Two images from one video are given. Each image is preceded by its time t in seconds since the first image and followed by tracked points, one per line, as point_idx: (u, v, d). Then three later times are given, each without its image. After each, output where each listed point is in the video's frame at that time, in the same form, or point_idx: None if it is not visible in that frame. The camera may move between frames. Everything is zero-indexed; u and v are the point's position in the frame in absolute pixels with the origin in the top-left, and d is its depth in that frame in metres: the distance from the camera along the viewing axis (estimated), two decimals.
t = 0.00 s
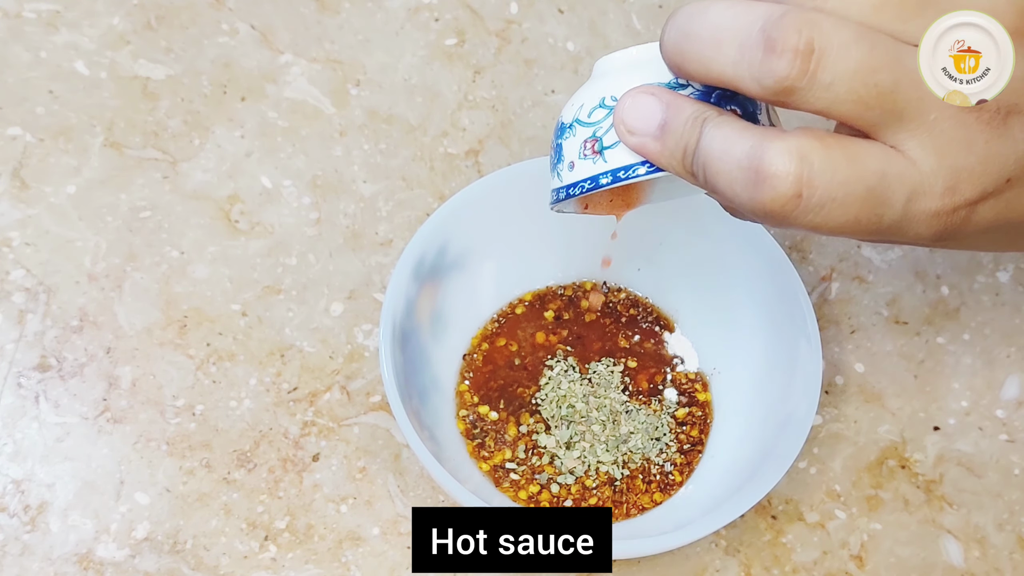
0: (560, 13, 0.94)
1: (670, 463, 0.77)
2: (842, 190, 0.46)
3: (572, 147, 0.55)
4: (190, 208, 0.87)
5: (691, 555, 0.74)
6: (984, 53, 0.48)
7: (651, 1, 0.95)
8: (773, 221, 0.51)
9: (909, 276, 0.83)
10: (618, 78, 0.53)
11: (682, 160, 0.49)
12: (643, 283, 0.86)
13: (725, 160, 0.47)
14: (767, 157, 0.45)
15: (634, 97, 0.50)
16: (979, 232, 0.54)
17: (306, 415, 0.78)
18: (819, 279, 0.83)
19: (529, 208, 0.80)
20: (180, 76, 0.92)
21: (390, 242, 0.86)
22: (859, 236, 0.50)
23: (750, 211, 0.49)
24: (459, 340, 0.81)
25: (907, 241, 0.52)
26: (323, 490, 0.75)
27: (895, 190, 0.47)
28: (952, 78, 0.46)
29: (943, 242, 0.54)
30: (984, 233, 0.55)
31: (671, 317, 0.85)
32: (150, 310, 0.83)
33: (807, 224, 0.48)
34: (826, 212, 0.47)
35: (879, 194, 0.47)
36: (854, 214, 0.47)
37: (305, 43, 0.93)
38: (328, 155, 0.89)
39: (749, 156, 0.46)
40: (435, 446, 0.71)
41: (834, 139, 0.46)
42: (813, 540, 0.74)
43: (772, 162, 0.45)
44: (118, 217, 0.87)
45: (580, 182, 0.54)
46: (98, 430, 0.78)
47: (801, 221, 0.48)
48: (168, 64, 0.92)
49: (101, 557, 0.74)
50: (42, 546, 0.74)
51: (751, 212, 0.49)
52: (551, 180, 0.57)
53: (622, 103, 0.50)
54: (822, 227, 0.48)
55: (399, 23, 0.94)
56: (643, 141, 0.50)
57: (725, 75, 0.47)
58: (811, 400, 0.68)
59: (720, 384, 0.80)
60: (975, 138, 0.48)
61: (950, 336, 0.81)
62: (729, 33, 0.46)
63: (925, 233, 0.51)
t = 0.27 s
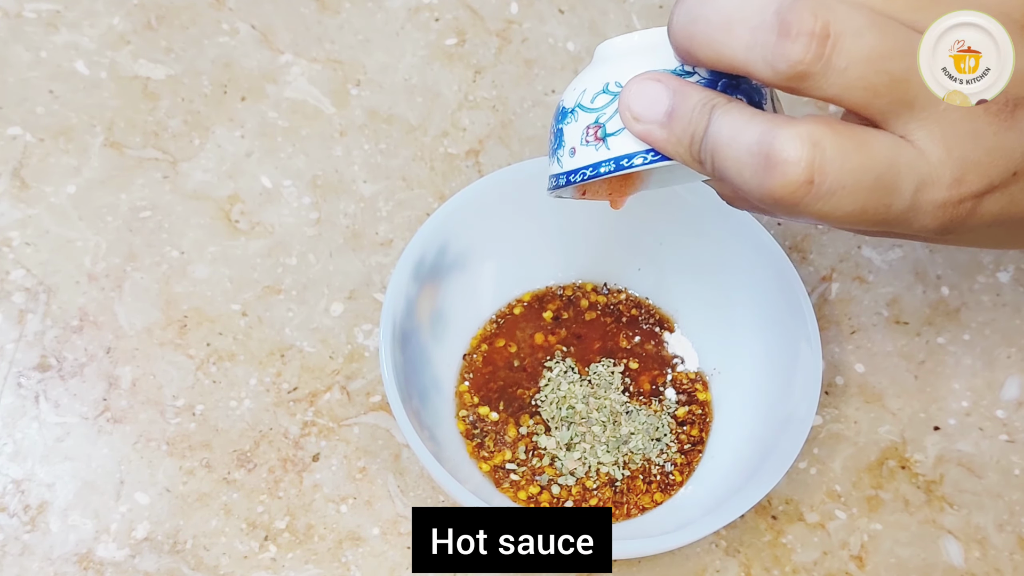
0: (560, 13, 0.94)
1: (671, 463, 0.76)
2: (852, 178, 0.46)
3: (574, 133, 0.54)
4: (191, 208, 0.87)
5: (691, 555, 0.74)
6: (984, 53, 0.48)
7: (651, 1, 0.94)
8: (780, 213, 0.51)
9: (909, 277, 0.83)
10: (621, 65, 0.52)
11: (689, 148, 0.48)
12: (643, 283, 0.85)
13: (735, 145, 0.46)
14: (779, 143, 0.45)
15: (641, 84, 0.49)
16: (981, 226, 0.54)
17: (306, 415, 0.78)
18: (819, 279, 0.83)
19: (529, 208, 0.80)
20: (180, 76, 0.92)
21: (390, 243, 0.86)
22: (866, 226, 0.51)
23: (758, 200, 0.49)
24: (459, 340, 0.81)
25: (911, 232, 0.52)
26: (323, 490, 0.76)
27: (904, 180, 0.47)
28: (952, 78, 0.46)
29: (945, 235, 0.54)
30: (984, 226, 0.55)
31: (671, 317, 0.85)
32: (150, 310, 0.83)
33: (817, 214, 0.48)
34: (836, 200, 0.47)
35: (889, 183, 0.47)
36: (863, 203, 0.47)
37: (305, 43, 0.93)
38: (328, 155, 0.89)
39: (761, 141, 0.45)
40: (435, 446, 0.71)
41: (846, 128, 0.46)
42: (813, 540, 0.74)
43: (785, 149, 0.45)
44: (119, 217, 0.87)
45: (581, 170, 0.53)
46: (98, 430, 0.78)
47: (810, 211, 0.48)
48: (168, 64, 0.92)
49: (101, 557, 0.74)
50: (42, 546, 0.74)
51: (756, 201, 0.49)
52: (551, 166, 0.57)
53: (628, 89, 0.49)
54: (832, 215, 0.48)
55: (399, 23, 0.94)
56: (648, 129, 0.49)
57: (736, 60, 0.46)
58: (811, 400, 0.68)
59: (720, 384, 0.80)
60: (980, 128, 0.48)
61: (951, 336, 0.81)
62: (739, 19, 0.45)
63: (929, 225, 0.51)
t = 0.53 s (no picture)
0: (560, 13, 0.94)
1: (671, 462, 0.76)
2: (881, 158, 0.46)
3: (584, 124, 0.52)
4: (191, 208, 0.87)
5: (691, 555, 0.74)
6: (984, 52, 0.47)
7: (651, 1, 0.94)
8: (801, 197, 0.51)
9: (910, 277, 0.83)
10: (628, 55, 0.52)
11: (711, 136, 0.48)
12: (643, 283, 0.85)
13: (762, 130, 0.46)
14: (808, 124, 0.45)
15: (661, 73, 0.49)
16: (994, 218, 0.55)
17: (306, 415, 0.78)
18: (819, 279, 0.83)
19: (529, 207, 0.80)
20: (180, 76, 0.92)
21: (390, 242, 0.86)
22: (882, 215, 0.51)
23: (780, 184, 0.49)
24: (459, 340, 0.81)
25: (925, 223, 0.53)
26: (324, 490, 0.75)
27: (926, 169, 0.48)
28: (952, 78, 0.45)
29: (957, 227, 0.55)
30: (997, 221, 0.56)
31: (671, 316, 0.85)
32: (150, 310, 0.83)
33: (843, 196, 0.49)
34: (863, 183, 0.47)
35: (910, 171, 0.48)
36: (884, 189, 0.48)
37: (305, 43, 0.93)
38: (328, 154, 0.89)
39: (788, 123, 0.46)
40: (435, 446, 0.71)
41: (876, 113, 0.46)
42: (813, 540, 0.74)
43: (815, 130, 0.45)
44: (119, 217, 0.87)
45: (592, 162, 0.52)
46: (97, 430, 0.78)
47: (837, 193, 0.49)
48: (168, 64, 0.92)
49: (102, 557, 0.74)
50: (42, 546, 0.74)
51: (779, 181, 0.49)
52: (558, 156, 0.55)
53: (645, 78, 0.49)
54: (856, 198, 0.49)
55: (399, 23, 0.94)
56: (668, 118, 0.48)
57: (759, 56, 0.46)
58: (812, 401, 0.68)
59: (721, 384, 0.80)
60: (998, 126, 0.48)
61: (951, 336, 0.81)
62: (761, 12, 0.45)
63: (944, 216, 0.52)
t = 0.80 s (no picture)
0: (560, 14, 0.95)
1: (671, 462, 0.76)
2: (842, 92, 0.48)
3: (572, 71, 0.52)
4: (190, 208, 0.87)
5: (691, 555, 0.74)
6: (985, 52, 0.50)
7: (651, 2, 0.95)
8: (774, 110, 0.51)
9: (909, 277, 0.83)
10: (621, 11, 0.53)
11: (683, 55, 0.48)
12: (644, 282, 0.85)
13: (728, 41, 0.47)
14: (772, 22, 0.46)
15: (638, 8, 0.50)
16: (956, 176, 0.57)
17: (306, 415, 0.78)
18: (819, 279, 0.84)
19: (529, 207, 0.80)
20: (180, 77, 0.92)
21: (390, 242, 0.86)
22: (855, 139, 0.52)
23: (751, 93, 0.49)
24: (459, 339, 0.81)
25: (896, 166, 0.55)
26: (324, 490, 0.76)
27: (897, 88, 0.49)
28: (952, 78, 0.49)
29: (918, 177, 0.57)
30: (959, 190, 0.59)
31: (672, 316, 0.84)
32: (150, 310, 0.83)
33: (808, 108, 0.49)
34: (827, 84, 0.48)
35: (880, 85, 0.49)
36: (852, 103, 0.49)
37: (304, 43, 0.93)
38: (328, 154, 0.89)
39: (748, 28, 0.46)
40: (435, 446, 0.71)
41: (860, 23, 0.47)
42: (812, 539, 0.74)
43: (779, 28, 0.46)
44: (119, 218, 0.87)
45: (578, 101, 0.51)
46: (98, 430, 0.78)
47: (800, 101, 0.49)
48: (168, 65, 0.92)
49: (102, 558, 0.74)
50: (42, 546, 0.74)
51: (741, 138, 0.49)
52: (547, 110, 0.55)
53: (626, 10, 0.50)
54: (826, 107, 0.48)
55: (398, 23, 0.94)
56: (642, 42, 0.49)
57: None
58: (812, 400, 0.68)
59: (721, 384, 0.80)
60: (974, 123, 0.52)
61: (950, 336, 0.81)
62: None
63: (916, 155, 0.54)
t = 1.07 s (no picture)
0: (560, 14, 0.95)
1: (671, 462, 0.76)
2: None
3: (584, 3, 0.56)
4: (191, 208, 0.87)
5: (691, 555, 0.74)
6: (985, 54, 0.60)
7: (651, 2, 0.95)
8: None
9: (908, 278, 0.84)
10: None
11: None
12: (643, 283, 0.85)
13: None
14: None
15: None
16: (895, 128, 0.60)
17: (306, 415, 0.78)
18: (819, 280, 0.84)
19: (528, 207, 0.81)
20: (180, 77, 0.92)
21: (390, 242, 0.85)
22: None
23: None
24: (459, 340, 0.81)
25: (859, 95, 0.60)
26: (324, 490, 0.75)
27: None
28: (952, 78, 0.59)
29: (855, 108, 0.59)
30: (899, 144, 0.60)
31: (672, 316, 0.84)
32: (151, 310, 0.83)
33: None
34: None
35: None
36: None
37: (305, 44, 0.93)
38: (328, 154, 0.89)
39: None
40: (435, 446, 0.71)
41: None
42: (812, 540, 0.73)
43: None
44: (119, 218, 0.87)
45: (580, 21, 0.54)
46: (98, 430, 0.78)
47: None
48: (168, 65, 0.92)
49: (102, 557, 0.73)
50: (42, 546, 0.74)
51: (739, 140, 0.57)
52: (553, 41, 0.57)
53: None
54: None
55: (399, 23, 0.95)
56: None
57: None
58: (811, 397, 0.68)
59: (721, 384, 0.80)
60: (975, 124, 0.60)
61: (951, 336, 0.81)
62: None
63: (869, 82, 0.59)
